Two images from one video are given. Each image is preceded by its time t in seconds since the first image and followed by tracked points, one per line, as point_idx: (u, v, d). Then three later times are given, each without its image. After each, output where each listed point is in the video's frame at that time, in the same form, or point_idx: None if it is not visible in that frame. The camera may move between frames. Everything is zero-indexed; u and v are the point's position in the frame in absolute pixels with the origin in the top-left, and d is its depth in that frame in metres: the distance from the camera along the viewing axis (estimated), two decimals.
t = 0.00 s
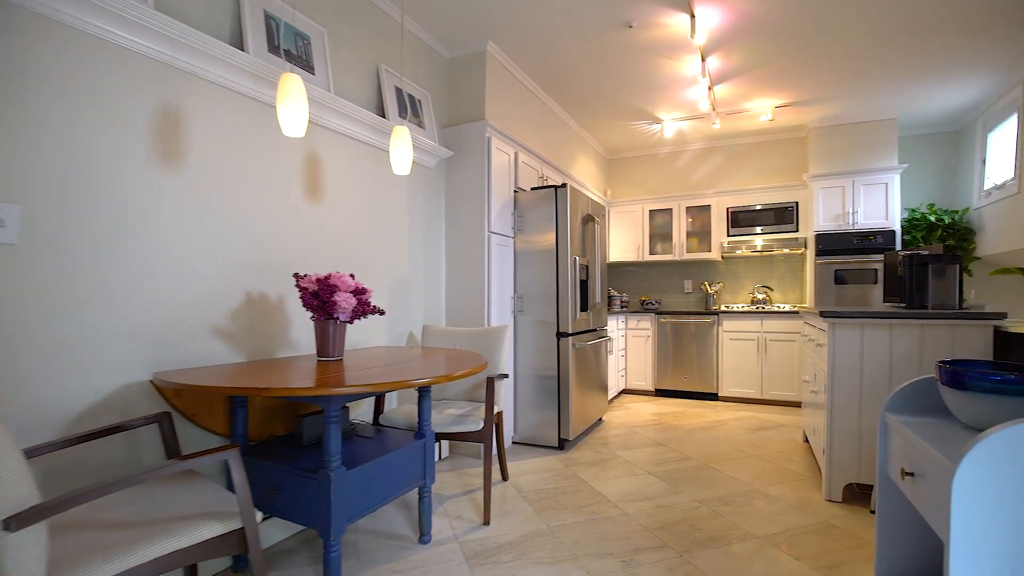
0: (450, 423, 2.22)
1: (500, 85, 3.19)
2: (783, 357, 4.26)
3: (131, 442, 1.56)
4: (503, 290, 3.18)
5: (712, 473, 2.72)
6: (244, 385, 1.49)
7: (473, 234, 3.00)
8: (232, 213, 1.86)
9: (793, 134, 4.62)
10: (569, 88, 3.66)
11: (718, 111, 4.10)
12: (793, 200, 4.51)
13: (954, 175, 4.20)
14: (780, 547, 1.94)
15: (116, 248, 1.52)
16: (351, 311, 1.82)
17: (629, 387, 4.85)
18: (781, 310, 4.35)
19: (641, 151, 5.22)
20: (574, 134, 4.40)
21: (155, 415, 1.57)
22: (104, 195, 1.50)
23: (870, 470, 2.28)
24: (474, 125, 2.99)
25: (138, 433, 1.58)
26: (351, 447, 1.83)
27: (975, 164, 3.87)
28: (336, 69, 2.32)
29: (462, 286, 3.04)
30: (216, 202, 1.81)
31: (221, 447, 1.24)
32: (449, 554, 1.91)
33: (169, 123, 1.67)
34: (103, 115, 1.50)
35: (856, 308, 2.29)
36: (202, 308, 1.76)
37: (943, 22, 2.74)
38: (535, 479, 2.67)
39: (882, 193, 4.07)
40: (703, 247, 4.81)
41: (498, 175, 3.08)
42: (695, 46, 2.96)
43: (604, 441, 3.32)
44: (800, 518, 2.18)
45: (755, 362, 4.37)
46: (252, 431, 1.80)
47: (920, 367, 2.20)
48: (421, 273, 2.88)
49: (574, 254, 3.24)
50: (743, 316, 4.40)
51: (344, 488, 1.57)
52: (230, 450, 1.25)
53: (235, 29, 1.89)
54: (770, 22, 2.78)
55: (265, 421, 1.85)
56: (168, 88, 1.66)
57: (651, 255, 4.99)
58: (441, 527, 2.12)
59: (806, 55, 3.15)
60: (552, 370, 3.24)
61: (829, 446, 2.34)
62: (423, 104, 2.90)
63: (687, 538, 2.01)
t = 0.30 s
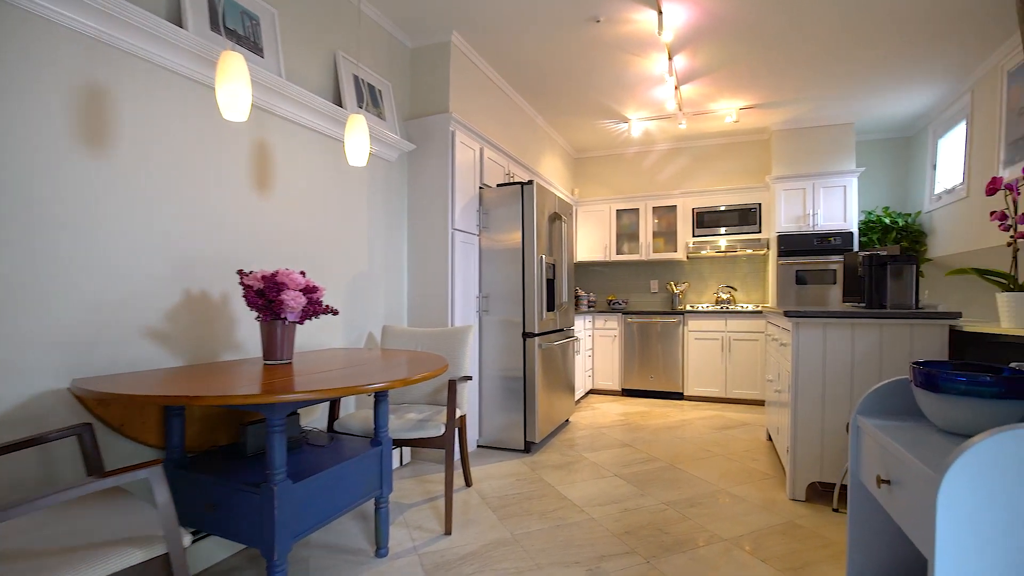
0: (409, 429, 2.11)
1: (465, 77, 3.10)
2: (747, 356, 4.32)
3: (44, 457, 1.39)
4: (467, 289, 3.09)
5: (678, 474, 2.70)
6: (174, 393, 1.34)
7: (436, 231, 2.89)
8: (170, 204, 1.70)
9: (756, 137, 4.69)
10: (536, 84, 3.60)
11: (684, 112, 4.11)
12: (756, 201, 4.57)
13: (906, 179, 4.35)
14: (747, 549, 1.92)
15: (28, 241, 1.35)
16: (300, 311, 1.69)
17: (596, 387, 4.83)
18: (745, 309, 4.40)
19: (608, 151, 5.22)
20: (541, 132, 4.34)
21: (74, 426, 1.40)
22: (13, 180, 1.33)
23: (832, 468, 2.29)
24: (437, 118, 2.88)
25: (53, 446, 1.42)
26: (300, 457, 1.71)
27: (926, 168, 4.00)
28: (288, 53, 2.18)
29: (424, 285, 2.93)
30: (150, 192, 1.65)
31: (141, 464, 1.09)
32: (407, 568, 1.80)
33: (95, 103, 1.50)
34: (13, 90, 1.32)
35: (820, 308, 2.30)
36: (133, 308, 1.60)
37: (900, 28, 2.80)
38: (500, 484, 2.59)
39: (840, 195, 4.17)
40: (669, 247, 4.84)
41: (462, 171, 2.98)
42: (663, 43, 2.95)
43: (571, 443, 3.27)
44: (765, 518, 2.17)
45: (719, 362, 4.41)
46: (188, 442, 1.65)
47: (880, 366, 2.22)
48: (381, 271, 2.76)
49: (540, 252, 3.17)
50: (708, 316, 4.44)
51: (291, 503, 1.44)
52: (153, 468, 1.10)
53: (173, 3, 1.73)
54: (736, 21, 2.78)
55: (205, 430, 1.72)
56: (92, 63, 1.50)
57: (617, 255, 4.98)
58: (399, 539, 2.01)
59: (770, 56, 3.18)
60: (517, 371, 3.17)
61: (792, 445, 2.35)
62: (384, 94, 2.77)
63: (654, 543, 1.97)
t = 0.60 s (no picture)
0: (367, 438, 1.99)
1: (430, 69, 2.98)
2: (712, 356, 4.35)
3: None
4: (432, 289, 2.97)
5: (647, 477, 2.67)
6: (92, 404, 1.17)
7: (399, 228, 2.77)
8: (98, 196, 1.53)
9: (721, 139, 4.75)
10: (504, 79, 3.52)
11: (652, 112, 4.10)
12: (721, 203, 4.61)
13: (862, 183, 4.48)
14: (717, 555, 1.88)
15: None
16: (246, 312, 1.56)
17: (564, 389, 4.78)
18: (710, 310, 4.44)
19: (576, 151, 5.18)
20: (509, 129, 4.25)
21: None
22: None
23: (798, 469, 2.30)
24: (400, 110, 2.75)
25: None
26: (247, 472, 1.57)
27: (882, 172, 4.13)
28: (237, 34, 2.02)
29: (387, 285, 2.80)
30: (75, 180, 1.47)
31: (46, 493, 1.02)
32: None
33: (6, 77, 1.32)
34: None
35: (787, 309, 2.30)
36: (54, 310, 1.42)
37: (861, 34, 2.85)
38: (465, 492, 2.49)
39: (802, 198, 4.25)
40: (636, 248, 4.84)
41: (426, 166, 2.87)
42: (632, 40, 2.91)
43: (539, 446, 3.20)
44: (734, 522, 2.15)
45: (685, 362, 4.43)
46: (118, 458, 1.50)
47: (845, 366, 2.23)
48: (339, 269, 2.62)
49: (507, 252, 3.09)
50: (674, 317, 4.46)
51: (233, 525, 1.30)
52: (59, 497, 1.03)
53: None
54: (704, 21, 2.77)
55: (137, 444, 1.57)
56: (3, 33, 1.32)
57: (585, 255, 4.95)
58: (357, 555, 1.89)
59: (737, 58, 3.19)
60: (483, 374, 3.08)
61: (760, 446, 2.34)
62: (343, 84, 2.63)
63: (625, 551, 1.91)
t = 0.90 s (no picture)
0: (328, 453, 1.85)
1: (398, 62, 2.85)
2: (682, 358, 4.36)
3: None
4: (399, 292, 2.84)
5: (621, 484, 2.61)
6: None
7: (364, 228, 2.63)
8: (20, 190, 1.35)
9: (691, 142, 4.77)
10: (475, 74, 3.41)
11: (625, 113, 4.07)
12: (691, 206, 4.61)
13: (826, 188, 4.58)
14: (696, 567, 1.84)
15: None
16: (191, 320, 1.41)
17: (535, 392, 4.71)
18: (681, 312, 4.45)
19: (548, 151, 5.12)
20: (479, 127, 4.15)
21: None
22: None
23: (773, 475, 2.28)
24: (365, 103, 2.62)
25: None
26: (192, 497, 1.42)
27: (845, 178, 4.22)
28: (185, 15, 1.85)
29: (351, 288, 2.66)
30: None
31: None
32: None
33: None
34: None
35: (761, 314, 2.28)
36: None
37: (831, 42, 2.88)
38: (434, 505, 2.37)
39: (770, 202, 4.30)
40: (608, 250, 4.81)
41: (394, 163, 2.74)
42: (607, 39, 2.85)
43: (510, 454, 3.11)
44: (710, 531, 2.11)
45: (656, 364, 4.43)
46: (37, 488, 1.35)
47: (818, 372, 2.23)
48: (300, 271, 2.47)
49: (478, 253, 2.99)
50: (645, 319, 4.45)
51: (172, 562, 1.15)
52: None
53: None
54: (680, 20, 2.73)
55: (61, 472, 1.42)
56: None
57: (557, 257, 4.89)
58: None
59: (710, 61, 3.19)
60: (453, 380, 2.97)
61: (735, 453, 2.31)
62: (304, 73, 2.48)
63: (602, 566, 1.84)
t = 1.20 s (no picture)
0: (288, 473, 1.72)
1: (366, 55, 2.72)
2: (654, 361, 4.36)
3: None
4: (366, 295, 2.71)
5: (596, 492, 2.56)
6: None
7: (329, 228, 2.50)
8: None
9: (663, 145, 4.78)
10: (446, 70, 3.31)
11: (598, 114, 4.03)
12: (662, 208, 4.62)
13: (793, 192, 4.66)
14: None
15: None
16: (130, 331, 1.27)
17: (506, 396, 4.62)
18: (652, 314, 4.45)
19: (519, 151, 5.05)
20: (450, 124, 4.04)
21: None
22: None
23: (748, 481, 2.27)
24: (330, 97, 2.48)
25: None
26: (131, 527, 1.27)
27: (812, 183, 4.30)
28: None
29: (315, 291, 2.52)
30: None
31: None
32: None
33: None
34: None
35: (736, 319, 2.27)
36: None
37: (801, 48, 2.91)
38: (404, 520, 2.26)
39: (739, 205, 4.34)
40: (580, 251, 4.78)
41: (361, 160, 2.61)
42: (583, 38, 2.80)
43: (482, 462, 3.02)
44: (687, 540, 2.07)
45: (628, 367, 4.41)
46: None
47: (793, 377, 2.23)
48: (258, 273, 2.31)
49: (450, 255, 2.89)
50: (617, 322, 4.43)
51: None
52: None
53: None
54: (656, 21, 2.70)
55: None
56: None
57: (529, 258, 4.82)
58: None
59: (684, 63, 3.18)
60: (423, 387, 2.85)
61: (711, 459, 2.29)
62: (263, 63, 2.33)
63: None
